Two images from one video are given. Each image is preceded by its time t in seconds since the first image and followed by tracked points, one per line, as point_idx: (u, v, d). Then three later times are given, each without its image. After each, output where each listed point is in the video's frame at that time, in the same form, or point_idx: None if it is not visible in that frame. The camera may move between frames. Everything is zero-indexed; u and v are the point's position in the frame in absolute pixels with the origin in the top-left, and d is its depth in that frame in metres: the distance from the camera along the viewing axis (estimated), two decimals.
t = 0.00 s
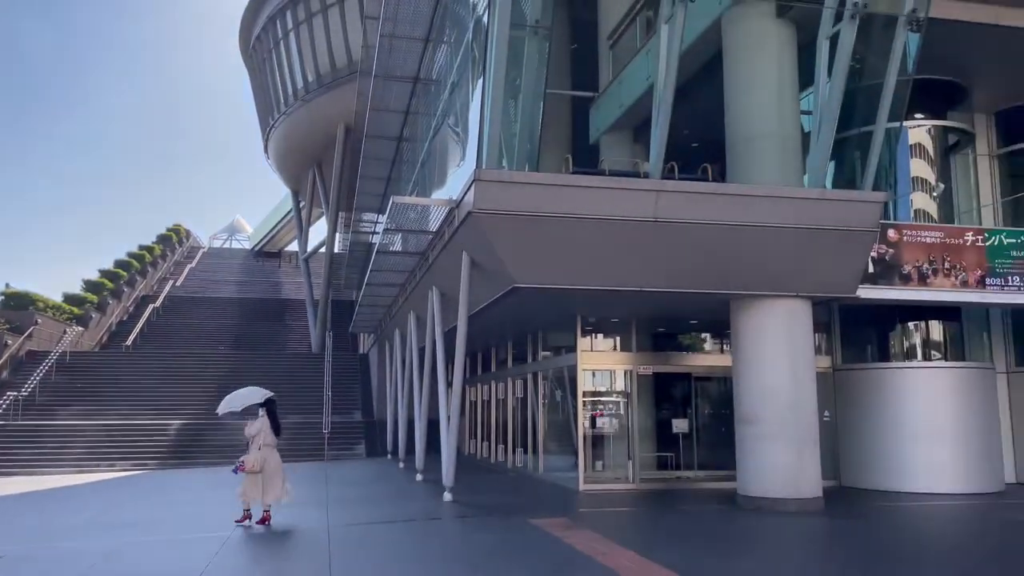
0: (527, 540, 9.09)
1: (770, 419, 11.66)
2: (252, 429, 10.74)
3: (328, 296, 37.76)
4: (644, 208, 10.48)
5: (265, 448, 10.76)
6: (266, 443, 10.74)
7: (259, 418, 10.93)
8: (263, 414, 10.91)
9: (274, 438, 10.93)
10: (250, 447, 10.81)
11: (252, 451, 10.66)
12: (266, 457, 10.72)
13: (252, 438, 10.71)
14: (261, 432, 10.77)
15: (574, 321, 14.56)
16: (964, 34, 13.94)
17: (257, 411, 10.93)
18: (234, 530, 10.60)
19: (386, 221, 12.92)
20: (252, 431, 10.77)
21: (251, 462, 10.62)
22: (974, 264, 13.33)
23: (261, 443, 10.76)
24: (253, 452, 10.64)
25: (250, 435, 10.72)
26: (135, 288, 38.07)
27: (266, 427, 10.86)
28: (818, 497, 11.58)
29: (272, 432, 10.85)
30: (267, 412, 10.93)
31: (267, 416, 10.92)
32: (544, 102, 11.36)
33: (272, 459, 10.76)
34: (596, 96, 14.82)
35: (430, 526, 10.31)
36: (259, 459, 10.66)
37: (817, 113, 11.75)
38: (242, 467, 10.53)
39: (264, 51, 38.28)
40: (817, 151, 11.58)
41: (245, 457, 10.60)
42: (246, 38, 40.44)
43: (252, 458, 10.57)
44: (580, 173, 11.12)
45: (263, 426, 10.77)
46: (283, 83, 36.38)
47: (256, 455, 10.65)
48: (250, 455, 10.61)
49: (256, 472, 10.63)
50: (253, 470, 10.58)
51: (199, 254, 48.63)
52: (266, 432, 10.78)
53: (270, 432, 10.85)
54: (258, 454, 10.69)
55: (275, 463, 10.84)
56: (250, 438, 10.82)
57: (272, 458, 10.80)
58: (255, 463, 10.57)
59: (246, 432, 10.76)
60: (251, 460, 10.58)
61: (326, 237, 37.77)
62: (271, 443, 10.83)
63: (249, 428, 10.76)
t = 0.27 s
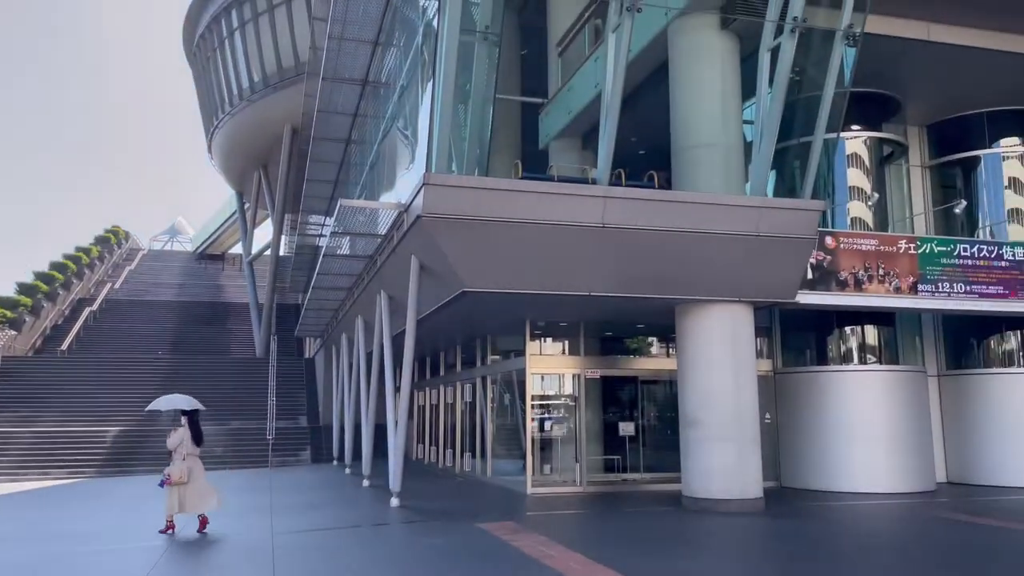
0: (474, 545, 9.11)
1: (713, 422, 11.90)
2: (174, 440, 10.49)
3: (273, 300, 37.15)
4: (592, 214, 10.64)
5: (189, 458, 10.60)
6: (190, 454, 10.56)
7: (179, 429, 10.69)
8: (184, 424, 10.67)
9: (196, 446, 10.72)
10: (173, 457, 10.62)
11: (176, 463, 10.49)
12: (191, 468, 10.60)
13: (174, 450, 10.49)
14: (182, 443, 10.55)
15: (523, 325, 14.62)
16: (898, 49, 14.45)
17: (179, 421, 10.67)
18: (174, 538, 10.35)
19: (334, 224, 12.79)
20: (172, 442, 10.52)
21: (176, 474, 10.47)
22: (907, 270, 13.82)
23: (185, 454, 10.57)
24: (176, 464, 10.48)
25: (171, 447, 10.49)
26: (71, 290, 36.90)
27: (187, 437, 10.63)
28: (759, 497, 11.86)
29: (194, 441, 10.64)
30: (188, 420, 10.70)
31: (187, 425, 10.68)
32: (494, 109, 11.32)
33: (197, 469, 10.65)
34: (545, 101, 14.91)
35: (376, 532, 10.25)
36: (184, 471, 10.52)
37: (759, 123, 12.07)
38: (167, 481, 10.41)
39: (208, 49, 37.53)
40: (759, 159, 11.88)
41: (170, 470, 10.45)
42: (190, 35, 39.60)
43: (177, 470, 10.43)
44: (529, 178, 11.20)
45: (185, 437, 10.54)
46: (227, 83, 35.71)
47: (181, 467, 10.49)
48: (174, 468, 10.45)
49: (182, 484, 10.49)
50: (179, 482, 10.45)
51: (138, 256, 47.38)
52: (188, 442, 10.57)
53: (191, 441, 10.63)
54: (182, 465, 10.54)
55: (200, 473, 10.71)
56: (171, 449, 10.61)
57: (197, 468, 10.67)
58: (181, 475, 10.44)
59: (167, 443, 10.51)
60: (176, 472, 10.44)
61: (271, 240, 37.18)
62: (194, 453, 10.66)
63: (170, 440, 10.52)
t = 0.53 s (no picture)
0: (424, 552, 9.05)
1: (663, 426, 12.06)
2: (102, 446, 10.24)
3: (220, 305, 36.43)
4: (544, 220, 10.72)
5: (116, 465, 10.29)
6: (117, 461, 10.30)
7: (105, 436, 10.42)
8: (111, 431, 10.41)
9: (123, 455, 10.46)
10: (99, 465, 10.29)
11: (103, 469, 10.14)
12: (118, 475, 10.27)
13: (101, 456, 10.21)
14: (108, 451, 10.29)
15: (475, 331, 14.61)
16: (839, 62, 14.87)
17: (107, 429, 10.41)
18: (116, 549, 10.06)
19: (284, 228, 12.62)
20: (98, 448, 10.25)
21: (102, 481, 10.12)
22: (849, 277, 14.23)
23: (112, 461, 10.29)
24: (103, 470, 10.14)
25: (98, 453, 10.21)
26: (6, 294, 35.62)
27: (114, 444, 10.37)
28: (707, 500, 12.06)
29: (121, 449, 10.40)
30: (115, 427, 10.43)
31: (114, 432, 10.42)
32: (447, 113, 11.32)
33: (124, 477, 10.33)
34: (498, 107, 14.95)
35: (324, 541, 10.11)
36: (111, 477, 10.18)
37: (707, 133, 12.34)
38: (94, 487, 10.02)
39: (153, 49, 36.69)
40: (707, 167, 12.14)
41: (96, 477, 10.09)
42: (134, 34, 38.68)
43: (104, 476, 10.09)
44: (481, 185, 11.22)
45: (112, 443, 10.30)
46: (172, 83, 34.94)
47: (107, 473, 10.16)
48: (101, 474, 10.12)
49: (109, 491, 10.14)
50: (105, 489, 10.09)
51: (79, 260, 45.99)
52: (115, 450, 10.32)
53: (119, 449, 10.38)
54: (109, 472, 10.20)
55: (127, 481, 10.38)
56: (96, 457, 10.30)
57: (123, 476, 10.34)
58: (107, 482, 10.09)
59: (94, 449, 10.23)
60: (102, 479, 10.09)
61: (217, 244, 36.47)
62: (121, 460, 10.39)
63: (97, 446, 10.24)
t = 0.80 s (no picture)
0: (379, 558, 9.05)
1: (617, 429, 12.23)
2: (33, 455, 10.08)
3: (170, 310, 35.72)
4: (501, 226, 10.82)
5: (46, 474, 10.07)
6: (47, 470, 10.09)
7: (36, 446, 10.23)
8: (42, 442, 10.26)
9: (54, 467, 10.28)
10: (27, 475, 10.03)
11: (33, 477, 9.88)
12: (48, 484, 10.02)
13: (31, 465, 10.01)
14: (38, 460, 10.11)
15: (432, 336, 14.63)
16: (789, 74, 15.28)
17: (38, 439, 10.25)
18: (60, 559, 9.81)
19: (238, 233, 12.49)
20: (28, 457, 10.07)
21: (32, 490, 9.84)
22: (797, 284, 14.63)
23: (42, 470, 10.07)
24: (33, 479, 9.88)
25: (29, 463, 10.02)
26: None
27: (44, 454, 10.20)
28: (660, 502, 12.26)
29: (52, 459, 10.24)
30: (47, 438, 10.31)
31: (46, 443, 10.27)
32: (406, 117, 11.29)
33: (53, 486, 10.08)
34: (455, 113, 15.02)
35: (278, 548, 10.03)
36: (42, 486, 9.93)
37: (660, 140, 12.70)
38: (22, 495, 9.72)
39: (102, 49, 35.90)
40: (661, 172, 12.52)
41: (26, 485, 9.80)
42: (82, 31, 37.81)
43: (35, 484, 9.84)
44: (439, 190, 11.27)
45: (44, 453, 10.16)
46: (122, 84, 34.21)
47: (38, 482, 9.91)
48: (31, 482, 9.85)
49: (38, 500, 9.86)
50: (35, 497, 9.81)
51: (22, 263, 44.64)
52: (46, 459, 10.14)
53: (50, 459, 10.24)
54: (38, 481, 9.94)
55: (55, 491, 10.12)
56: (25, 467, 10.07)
57: (52, 486, 10.08)
58: (37, 490, 9.82)
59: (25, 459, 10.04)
60: (32, 487, 9.81)
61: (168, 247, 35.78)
62: (51, 471, 10.18)
63: (28, 455, 10.07)
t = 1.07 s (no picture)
0: (339, 563, 9.01)
1: (575, 433, 12.34)
2: None
3: (122, 312, 34.96)
4: (461, 230, 10.85)
5: None
6: None
7: None
8: None
9: None
10: None
11: None
12: None
13: None
14: None
15: (391, 341, 14.57)
16: (745, 85, 15.58)
17: None
18: (4, 567, 9.54)
19: (194, 235, 12.30)
20: None
21: None
22: (752, 290, 14.89)
23: None
24: None
25: None
26: None
27: None
28: (617, 505, 12.40)
29: None
30: None
31: None
32: (366, 121, 11.26)
33: None
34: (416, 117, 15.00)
35: (233, 554, 9.91)
36: None
37: (621, 149, 12.66)
38: None
39: (54, 45, 35.07)
40: (622, 181, 12.48)
41: None
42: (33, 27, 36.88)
43: None
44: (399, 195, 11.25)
45: None
46: (75, 82, 33.44)
47: None
48: None
49: None
50: None
51: None
52: None
53: None
54: None
55: None
56: None
57: None
58: None
59: None
60: None
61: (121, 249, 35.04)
62: None
63: None
